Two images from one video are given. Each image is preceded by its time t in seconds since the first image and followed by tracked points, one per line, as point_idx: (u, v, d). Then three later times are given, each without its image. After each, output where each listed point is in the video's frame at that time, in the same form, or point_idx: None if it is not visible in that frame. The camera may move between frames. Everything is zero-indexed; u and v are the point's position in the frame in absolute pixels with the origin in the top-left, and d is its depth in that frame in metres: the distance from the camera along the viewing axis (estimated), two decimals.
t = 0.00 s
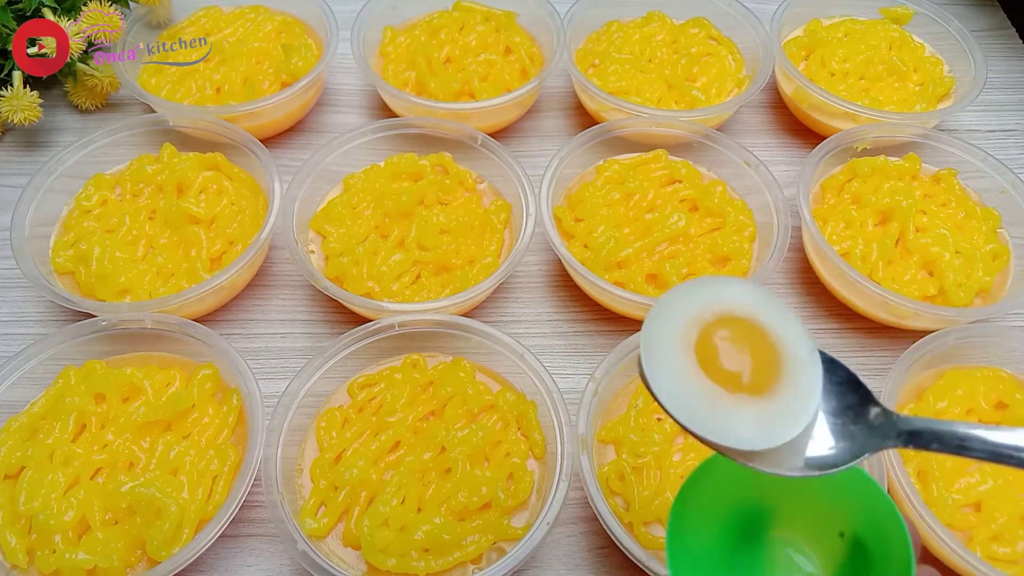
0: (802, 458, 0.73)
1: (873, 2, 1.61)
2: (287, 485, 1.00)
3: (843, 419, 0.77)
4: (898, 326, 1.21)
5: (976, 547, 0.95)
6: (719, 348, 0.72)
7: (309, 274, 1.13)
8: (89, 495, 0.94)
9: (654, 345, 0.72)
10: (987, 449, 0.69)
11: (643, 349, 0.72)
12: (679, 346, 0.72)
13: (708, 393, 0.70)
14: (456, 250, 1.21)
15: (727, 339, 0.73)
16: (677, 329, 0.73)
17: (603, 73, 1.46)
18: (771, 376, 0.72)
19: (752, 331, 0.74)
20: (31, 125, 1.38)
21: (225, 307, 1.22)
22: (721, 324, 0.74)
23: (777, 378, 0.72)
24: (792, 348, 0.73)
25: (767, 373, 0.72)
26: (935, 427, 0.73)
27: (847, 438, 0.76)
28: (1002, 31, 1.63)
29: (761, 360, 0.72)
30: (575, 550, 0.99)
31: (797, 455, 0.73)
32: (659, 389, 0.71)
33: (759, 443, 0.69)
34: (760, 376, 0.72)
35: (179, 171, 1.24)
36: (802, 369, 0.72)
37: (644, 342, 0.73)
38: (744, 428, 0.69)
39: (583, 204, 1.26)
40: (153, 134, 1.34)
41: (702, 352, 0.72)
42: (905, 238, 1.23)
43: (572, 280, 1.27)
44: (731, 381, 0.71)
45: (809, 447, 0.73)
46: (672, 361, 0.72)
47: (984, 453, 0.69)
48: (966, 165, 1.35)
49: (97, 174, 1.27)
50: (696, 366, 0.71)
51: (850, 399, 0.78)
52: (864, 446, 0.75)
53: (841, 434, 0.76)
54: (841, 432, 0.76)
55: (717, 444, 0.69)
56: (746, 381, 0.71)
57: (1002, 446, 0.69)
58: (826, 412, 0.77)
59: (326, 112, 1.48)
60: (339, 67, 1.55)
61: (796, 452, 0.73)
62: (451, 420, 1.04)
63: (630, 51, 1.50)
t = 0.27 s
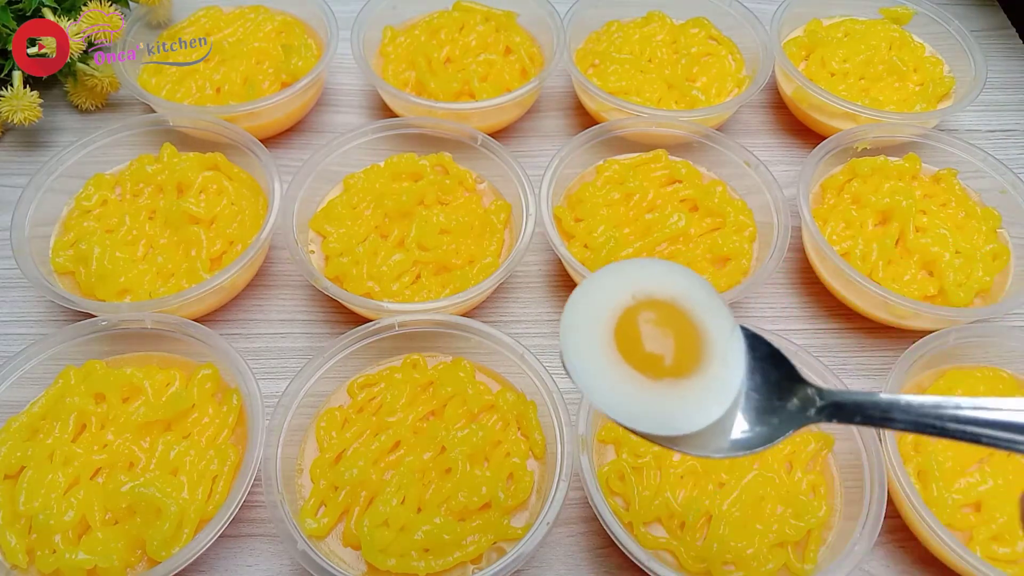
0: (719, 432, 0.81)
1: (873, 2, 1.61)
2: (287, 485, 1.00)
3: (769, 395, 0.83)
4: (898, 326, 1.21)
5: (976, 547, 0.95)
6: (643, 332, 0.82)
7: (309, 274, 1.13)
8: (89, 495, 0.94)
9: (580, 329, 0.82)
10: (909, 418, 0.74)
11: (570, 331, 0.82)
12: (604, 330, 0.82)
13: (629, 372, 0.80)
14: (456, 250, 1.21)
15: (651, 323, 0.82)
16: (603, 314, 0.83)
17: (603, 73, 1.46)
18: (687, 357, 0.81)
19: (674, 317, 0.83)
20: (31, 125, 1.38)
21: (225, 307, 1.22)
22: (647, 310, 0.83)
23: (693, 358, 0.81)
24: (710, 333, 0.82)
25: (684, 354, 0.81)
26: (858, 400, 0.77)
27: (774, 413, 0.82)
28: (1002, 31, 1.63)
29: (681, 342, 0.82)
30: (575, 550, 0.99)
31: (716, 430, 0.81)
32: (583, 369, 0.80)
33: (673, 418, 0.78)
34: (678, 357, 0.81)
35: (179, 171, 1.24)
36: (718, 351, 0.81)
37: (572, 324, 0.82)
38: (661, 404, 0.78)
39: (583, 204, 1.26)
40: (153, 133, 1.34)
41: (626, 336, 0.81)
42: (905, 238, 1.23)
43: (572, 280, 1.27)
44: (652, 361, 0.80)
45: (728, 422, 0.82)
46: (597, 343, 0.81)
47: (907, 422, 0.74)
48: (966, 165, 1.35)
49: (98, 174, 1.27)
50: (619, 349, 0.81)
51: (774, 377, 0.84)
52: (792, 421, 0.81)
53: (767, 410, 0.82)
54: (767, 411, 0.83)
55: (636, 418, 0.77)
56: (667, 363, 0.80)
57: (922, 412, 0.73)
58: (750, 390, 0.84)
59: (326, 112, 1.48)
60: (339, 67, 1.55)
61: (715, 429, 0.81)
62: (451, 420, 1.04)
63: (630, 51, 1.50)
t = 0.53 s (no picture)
0: (707, 449, 0.79)
1: (873, 2, 1.61)
2: (287, 485, 1.00)
3: (751, 412, 0.82)
4: (898, 326, 1.21)
5: (976, 547, 0.95)
6: (631, 350, 0.82)
7: (309, 274, 1.13)
8: (89, 495, 0.94)
9: (569, 347, 0.82)
10: (885, 432, 0.72)
11: (558, 348, 0.83)
12: (593, 348, 0.82)
13: (616, 389, 0.79)
14: (456, 250, 1.21)
15: (640, 342, 0.82)
16: (592, 332, 0.82)
17: (603, 73, 1.46)
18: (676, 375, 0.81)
19: (664, 335, 0.83)
20: (32, 125, 1.38)
21: (225, 307, 1.22)
22: (636, 328, 0.83)
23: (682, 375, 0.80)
24: (698, 352, 0.82)
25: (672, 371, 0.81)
26: (836, 415, 0.76)
27: (756, 431, 0.81)
28: (1002, 31, 1.63)
29: (669, 360, 0.81)
30: (575, 550, 0.99)
31: (704, 448, 0.79)
32: (570, 385, 0.80)
33: (657, 436, 0.77)
34: (666, 374, 0.81)
35: (179, 171, 1.24)
36: (705, 369, 0.81)
37: (561, 342, 0.83)
38: (647, 420, 0.78)
39: (583, 204, 1.27)
40: (153, 134, 1.34)
41: (614, 353, 0.81)
42: (905, 239, 1.23)
43: (572, 280, 1.27)
44: (639, 379, 0.80)
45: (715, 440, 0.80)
46: (586, 360, 0.81)
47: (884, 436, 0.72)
48: (966, 165, 1.35)
49: (98, 174, 1.27)
50: (606, 367, 0.81)
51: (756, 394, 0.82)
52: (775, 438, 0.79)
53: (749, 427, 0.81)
54: (748, 427, 0.81)
55: (620, 434, 0.77)
56: (654, 381, 0.80)
57: (896, 426, 0.72)
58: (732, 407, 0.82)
59: (326, 112, 1.48)
60: (339, 67, 1.55)
61: (702, 445, 0.79)
62: (451, 420, 1.04)
63: (630, 51, 1.50)
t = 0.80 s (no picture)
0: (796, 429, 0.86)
1: (873, 2, 1.61)
2: (287, 485, 1.00)
3: (832, 400, 0.88)
4: (898, 326, 1.21)
5: (976, 547, 0.95)
6: (731, 348, 0.87)
7: (309, 274, 1.13)
8: (89, 495, 0.94)
9: (677, 345, 0.87)
10: (951, 416, 0.80)
11: (672, 342, 0.87)
12: (697, 346, 0.87)
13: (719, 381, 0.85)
14: (456, 250, 1.21)
15: (737, 340, 0.87)
16: (697, 332, 0.88)
17: (603, 73, 1.46)
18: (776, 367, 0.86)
19: (760, 334, 0.88)
20: (31, 125, 1.38)
21: (225, 307, 1.22)
22: (733, 328, 0.88)
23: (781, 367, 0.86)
24: (791, 346, 0.86)
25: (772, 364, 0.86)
26: (907, 401, 0.84)
27: (838, 414, 0.87)
28: (1002, 31, 1.63)
29: (768, 355, 0.86)
30: (575, 550, 0.99)
31: (791, 427, 0.86)
32: (677, 376, 0.85)
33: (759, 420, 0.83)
34: (760, 367, 0.86)
35: (179, 171, 1.24)
36: (795, 360, 0.86)
37: (672, 338, 0.88)
38: (747, 408, 0.83)
39: (583, 204, 1.26)
40: (152, 133, 1.34)
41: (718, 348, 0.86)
42: (905, 239, 1.23)
43: (572, 280, 1.27)
44: (738, 372, 0.85)
45: (805, 421, 0.86)
46: (688, 358, 0.86)
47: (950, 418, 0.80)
48: (966, 165, 1.35)
49: (98, 174, 1.27)
50: (710, 362, 0.86)
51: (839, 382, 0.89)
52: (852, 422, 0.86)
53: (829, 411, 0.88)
54: (831, 409, 0.88)
55: (723, 419, 0.83)
56: (753, 375, 0.85)
57: (960, 410, 0.80)
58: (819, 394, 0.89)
59: (326, 112, 1.48)
60: (339, 67, 1.55)
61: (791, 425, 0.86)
62: (451, 420, 1.04)
63: (630, 51, 1.50)
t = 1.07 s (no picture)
0: (791, 419, 0.95)
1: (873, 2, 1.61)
2: (287, 485, 0.99)
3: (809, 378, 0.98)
4: (898, 326, 1.21)
5: (976, 547, 0.95)
6: (724, 362, 0.99)
7: (309, 274, 1.13)
8: (89, 495, 0.94)
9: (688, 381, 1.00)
10: (895, 394, 0.88)
11: (682, 354, 1.01)
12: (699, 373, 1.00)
13: (720, 384, 0.98)
14: (456, 250, 1.21)
15: (725, 355, 1.00)
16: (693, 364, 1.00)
17: (603, 73, 1.46)
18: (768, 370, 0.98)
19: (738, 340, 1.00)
20: (31, 125, 1.38)
21: (225, 307, 1.22)
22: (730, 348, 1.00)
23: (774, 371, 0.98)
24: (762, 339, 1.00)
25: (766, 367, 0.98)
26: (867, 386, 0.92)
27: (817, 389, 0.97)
28: (1002, 31, 1.63)
29: (766, 364, 0.98)
30: (575, 550, 0.99)
31: (787, 416, 0.96)
32: (693, 395, 0.98)
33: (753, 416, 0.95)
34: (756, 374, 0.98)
35: (179, 171, 1.24)
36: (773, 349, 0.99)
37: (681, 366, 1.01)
38: (746, 406, 0.95)
39: (583, 204, 1.26)
40: (152, 134, 1.34)
41: (722, 358, 1.00)
42: (905, 239, 1.23)
43: (572, 280, 1.27)
44: (741, 382, 0.97)
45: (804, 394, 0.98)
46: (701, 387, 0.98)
47: (897, 396, 0.87)
48: (966, 165, 1.35)
49: (97, 174, 1.27)
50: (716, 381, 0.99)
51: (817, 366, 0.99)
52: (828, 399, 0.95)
53: (817, 388, 0.97)
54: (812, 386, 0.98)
55: (722, 414, 0.96)
56: (756, 382, 0.97)
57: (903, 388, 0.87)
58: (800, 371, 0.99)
59: (326, 112, 1.47)
60: (339, 67, 1.55)
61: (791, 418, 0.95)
62: (451, 420, 1.04)
63: (630, 51, 1.50)
